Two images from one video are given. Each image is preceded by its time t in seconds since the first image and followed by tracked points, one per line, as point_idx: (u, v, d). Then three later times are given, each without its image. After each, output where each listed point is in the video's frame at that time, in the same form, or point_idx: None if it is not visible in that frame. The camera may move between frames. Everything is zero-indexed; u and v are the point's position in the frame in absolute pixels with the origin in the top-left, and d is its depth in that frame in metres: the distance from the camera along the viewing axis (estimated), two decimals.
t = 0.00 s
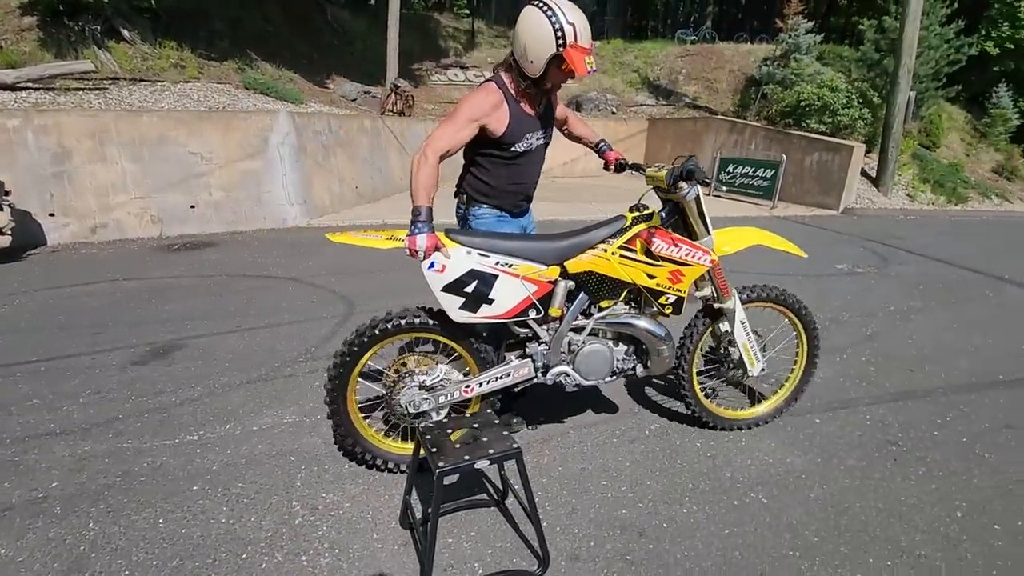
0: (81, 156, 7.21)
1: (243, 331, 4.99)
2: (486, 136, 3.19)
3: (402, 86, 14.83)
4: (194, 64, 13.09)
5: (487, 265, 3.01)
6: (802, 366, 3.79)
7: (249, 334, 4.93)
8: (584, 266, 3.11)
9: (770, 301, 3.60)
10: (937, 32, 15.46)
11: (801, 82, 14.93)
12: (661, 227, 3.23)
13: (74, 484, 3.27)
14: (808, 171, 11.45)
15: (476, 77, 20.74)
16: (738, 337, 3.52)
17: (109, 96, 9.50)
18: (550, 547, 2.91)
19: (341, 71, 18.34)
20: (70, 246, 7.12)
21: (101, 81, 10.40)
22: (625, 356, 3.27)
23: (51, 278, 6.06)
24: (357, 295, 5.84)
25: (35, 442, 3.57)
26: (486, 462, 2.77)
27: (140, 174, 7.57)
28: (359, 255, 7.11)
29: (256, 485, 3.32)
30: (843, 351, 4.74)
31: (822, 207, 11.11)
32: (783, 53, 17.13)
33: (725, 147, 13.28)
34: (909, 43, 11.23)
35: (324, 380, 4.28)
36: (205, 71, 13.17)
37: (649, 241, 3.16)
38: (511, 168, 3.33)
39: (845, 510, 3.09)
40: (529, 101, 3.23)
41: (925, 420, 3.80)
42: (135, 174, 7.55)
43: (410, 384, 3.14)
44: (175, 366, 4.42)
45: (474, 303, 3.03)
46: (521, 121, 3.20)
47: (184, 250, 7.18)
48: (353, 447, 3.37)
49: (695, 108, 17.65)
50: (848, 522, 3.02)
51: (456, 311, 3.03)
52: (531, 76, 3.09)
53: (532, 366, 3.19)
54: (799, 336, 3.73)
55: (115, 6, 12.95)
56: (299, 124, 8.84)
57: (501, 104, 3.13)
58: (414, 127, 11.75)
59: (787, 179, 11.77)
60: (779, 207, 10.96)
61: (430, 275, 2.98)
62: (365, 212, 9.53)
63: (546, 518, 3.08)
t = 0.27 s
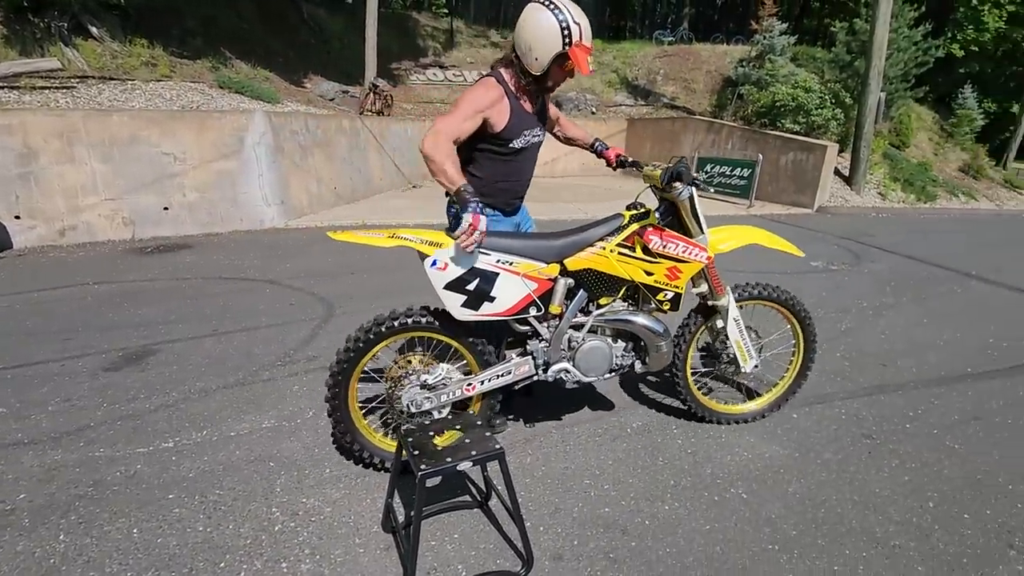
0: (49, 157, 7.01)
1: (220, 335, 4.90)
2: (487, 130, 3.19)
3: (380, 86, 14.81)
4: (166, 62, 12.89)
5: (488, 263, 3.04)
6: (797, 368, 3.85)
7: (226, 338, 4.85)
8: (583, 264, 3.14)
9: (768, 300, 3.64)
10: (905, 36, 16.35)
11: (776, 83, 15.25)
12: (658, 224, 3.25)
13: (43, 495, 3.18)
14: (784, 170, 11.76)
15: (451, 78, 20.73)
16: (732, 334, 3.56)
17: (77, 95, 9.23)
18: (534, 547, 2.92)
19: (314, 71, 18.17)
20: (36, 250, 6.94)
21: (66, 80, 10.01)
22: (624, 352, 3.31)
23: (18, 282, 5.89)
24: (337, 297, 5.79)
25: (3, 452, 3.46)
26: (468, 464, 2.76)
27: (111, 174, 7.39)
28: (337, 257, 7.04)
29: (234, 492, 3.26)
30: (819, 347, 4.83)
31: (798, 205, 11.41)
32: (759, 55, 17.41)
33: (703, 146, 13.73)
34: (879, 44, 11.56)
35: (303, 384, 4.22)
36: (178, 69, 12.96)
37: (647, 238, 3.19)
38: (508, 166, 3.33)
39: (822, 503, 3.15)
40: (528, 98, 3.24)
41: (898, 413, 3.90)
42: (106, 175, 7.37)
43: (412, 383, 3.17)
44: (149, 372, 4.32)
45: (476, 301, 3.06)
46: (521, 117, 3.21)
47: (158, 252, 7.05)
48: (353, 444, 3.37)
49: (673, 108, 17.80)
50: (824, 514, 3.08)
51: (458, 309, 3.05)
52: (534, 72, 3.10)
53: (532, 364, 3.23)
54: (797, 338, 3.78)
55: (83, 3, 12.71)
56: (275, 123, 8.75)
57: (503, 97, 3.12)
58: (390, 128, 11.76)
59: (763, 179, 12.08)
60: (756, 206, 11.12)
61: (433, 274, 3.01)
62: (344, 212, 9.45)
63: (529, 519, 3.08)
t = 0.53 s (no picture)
0: (11, 158, 6.77)
1: (192, 340, 4.80)
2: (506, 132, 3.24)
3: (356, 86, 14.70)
4: (132, 60, 12.51)
5: (485, 264, 3.09)
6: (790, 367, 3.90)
7: (198, 343, 4.74)
8: (577, 263, 3.18)
9: (763, 300, 3.70)
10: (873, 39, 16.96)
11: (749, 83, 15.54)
12: (653, 224, 3.28)
13: (7, 509, 3.07)
14: (757, 170, 12.00)
15: (423, 79, 20.65)
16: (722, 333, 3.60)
17: (39, 95, 8.89)
18: (514, 548, 2.92)
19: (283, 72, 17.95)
20: None
21: (27, 78, 9.60)
22: (618, 350, 3.36)
23: None
24: (313, 299, 5.71)
25: None
26: (446, 466, 2.75)
27: (76, 176, 7.17)
28: (311, 260, 6.95)
29: (208, 501, 3.19)
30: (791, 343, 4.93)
31: (771, 204, 11.62)
32: (732, 57, 17.71)
33: (678, 146, 13.87)
34: (848, 47, 11.92)
35: (278, 389, 4.15)
36: (146, 67, 12.67)
37: (640, 238, 3.23)
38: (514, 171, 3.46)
39: (796, 496, 3.21)
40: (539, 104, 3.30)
41: (867, 406, 4.00)
42: (71, 177, 7.15)
43: (408, 385, 3.21)
44: (119, 379, 4.20)
45: (473, 301, 3.11)
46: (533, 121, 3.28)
47: (127, 256, 6.89)
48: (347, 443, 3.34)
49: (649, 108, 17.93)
50: (798, 508, 3.14)
51: (455, 309, 3.11)
52: (553, 80, 3.17)
53: (527, 363, 3.29)
54: (791, 340, 3.84)
55: None
56: (249, 125, 8.60)
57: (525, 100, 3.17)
58: (367, 127, 11.66)
59: (737, 179, 12.32)
60: (731, 206, 11.30)
61: (428, 274, 3.07)
62: (321, 214, 9.33)
63: (508, 520, 3.08)
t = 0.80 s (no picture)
0: None
1: (161, 345, 4.68)
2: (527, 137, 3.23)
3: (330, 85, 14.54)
4: (96, 58, 12.14)
5: (479, 265, 3.12)
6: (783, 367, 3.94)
7: (167, 349, 4.63)
8: (571, 265, 3.23)
9: (759, 304, 3.77)
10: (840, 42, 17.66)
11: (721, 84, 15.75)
12: (646, 225, 3.31)
13: None
14: (730, 170, 12.29)
15: (394, 79, 20.55)
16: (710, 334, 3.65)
17: None
18: (492, 550, 2.91)
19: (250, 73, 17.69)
20: None
21: None
22: (612, 350, 3.41)
23: None
24: (287, 303, 5.62)
25: None
26: (421, 470, 2.73)
27: (37, 178, 6.93)
28: (283, 263, 6.84)
29: (177, 511, 3.10)
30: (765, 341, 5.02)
31: (745, 203, 11.94)
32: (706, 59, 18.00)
33: (654, 147, 14.16)
34: (817, 50, 12.43)
35: (251, 394, 4.07)
36: (111, 65, 12.36)
37: (634, 239, 3.25)
38: (525, 165, 3.45)
39: (769, 491, 3.27)
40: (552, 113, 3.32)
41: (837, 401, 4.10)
42: (32, 178, 6.91)
43: (403, 386, 3.21)
44: (84, 387, 4.07)
45: (468, 302, 3.14)
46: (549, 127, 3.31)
47: (92, 260, 6.70)
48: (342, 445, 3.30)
49: (625, 108, 18.06)
50: (771, 502, 3.19)
51: (450, 311, 3.14)
52: (571, 96, 3.17)
53: (522, 363, 3.31)
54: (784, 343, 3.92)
55: None
56: (220, 125, 8.44)
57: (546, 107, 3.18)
58: (343, 127, 11.51)
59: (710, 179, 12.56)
60: (705, 206, 11.47)
61: (424, 276, 3.10)
62: (296, 215, 9.20)
63: (486, 521, 3.07)
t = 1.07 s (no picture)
0: None
1: (133, 351, 4.57)
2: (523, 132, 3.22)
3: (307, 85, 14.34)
4: (63, 56, 11.90)
5: (479, 266, 3.18)
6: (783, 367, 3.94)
7: (139, 354, 4.52)
8: (569, 266, 3.27)
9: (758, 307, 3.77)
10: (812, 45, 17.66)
11: (698, 86, 15.94)
12: (644, 226, 3.31)
13: None
14: (708, 170, 12.62)
15: (371, 79, 20.42)
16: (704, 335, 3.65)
17: None
18: (472, 551, 2.90)
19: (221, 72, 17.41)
20: None
21: None
22: (610, 350, 3.44)
23: None
24: (262, 306, 5.52)
25: None
26: (400, 473, 2.70)
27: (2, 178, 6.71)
28: (258, 265, 6.72)
29: (149, 520, 3.01)
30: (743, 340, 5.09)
31: (722, 203, 12.28)
32: (682, 60, 18.21)
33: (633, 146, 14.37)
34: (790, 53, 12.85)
35: (226, 399, 3.99)
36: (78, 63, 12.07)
37: (632, 240, 3.26)
38: (514, 167, 3.48)
39: (745, 487, 3.31)
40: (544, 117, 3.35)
41: (812, 397, 4.18)
42: None
43: (403, 387, 3.28)
44: (51, 395, 3.95)
45: (468, 303, 3.20)
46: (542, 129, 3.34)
47: (60, 263, 6.50)
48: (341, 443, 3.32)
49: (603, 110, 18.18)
50: (747, 497, 3.24)
51: (450, 312, 3.20)
52: (564, 103, 3.22)
53: (521, 363, 3.37)
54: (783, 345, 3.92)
55: None
56: (195, 125, 8.25)
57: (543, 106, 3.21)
58: (319, 127, 11.34)
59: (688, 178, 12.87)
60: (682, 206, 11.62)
61: (425, 277, 3.15)
62: (272, 217, 9.04)
63: (466, 523, 3.06)
